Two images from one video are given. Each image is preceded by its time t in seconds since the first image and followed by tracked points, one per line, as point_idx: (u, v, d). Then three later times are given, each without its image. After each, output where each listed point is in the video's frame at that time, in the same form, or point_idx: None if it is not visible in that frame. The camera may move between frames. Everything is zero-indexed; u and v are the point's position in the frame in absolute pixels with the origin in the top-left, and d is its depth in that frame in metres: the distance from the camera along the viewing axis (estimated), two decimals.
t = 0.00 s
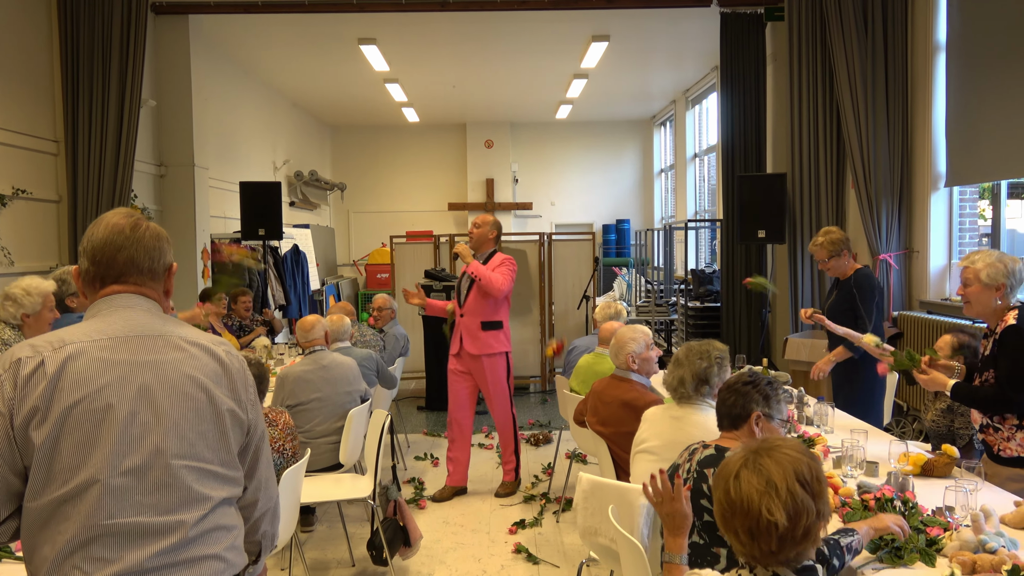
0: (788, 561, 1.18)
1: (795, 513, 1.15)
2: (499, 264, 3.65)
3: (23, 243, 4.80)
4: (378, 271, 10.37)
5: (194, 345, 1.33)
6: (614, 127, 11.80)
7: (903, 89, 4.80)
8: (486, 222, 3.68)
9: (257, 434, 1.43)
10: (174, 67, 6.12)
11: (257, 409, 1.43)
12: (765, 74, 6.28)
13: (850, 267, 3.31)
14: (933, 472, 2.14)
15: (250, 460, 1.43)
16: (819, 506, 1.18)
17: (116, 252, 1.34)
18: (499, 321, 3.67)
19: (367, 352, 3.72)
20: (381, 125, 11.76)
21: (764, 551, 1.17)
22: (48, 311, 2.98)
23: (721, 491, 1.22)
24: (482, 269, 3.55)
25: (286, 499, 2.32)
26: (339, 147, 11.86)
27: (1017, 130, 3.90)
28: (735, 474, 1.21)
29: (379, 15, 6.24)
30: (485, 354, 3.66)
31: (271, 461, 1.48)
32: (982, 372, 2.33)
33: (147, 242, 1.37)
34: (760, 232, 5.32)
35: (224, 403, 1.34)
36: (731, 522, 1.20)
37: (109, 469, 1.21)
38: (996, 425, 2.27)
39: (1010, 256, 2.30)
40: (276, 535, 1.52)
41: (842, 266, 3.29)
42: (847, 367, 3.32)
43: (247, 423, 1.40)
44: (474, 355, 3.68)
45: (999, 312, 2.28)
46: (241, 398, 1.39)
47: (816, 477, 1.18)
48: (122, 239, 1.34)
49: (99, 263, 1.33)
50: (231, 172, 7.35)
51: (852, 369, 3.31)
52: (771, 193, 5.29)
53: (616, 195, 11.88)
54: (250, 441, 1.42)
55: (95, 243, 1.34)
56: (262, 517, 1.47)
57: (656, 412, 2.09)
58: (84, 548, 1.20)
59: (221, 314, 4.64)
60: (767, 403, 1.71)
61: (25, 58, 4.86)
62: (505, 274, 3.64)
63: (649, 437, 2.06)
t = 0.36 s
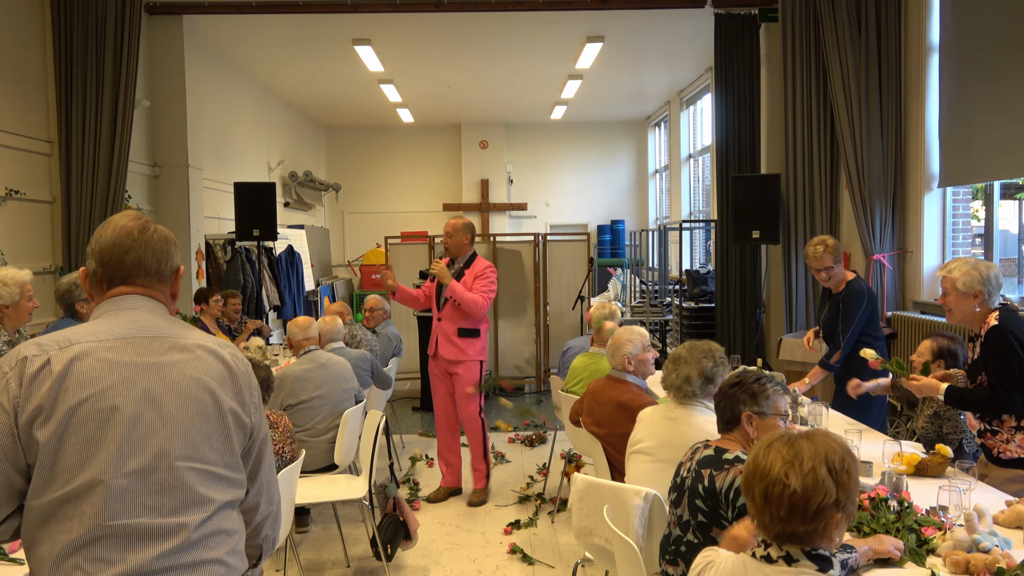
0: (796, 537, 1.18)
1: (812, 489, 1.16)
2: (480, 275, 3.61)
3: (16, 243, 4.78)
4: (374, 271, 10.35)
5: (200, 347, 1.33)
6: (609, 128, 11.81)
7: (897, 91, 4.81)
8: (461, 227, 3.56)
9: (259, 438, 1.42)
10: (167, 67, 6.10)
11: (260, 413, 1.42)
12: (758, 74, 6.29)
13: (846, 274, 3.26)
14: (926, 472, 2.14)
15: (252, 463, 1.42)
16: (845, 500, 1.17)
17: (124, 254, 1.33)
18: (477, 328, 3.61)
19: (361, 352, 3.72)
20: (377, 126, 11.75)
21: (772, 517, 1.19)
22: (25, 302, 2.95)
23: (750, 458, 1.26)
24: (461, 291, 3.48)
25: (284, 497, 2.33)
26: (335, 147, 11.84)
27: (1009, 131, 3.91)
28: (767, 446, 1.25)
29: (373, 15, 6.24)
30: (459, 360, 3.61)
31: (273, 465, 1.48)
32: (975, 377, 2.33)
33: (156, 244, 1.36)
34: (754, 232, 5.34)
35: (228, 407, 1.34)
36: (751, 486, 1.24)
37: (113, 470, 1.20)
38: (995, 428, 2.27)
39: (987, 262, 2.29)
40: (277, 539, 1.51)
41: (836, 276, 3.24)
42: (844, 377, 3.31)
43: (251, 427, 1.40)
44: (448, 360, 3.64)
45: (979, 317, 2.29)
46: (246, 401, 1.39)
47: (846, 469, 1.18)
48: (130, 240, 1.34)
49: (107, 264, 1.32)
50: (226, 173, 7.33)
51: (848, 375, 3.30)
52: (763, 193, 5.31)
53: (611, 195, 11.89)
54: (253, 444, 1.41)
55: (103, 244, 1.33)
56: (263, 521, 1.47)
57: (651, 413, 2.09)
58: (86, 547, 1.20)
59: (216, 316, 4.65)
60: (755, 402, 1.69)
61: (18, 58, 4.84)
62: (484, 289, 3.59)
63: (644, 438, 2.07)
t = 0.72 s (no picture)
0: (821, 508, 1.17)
1: (842, 460, 1.17)
2: (477, 279, 3.61)
3: (16, 241, 4.78)
4: (374, 270, 10.35)
5: (217, 342, 1.32)
6: (609, 127, 11.81)
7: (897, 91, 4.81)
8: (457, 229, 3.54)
9: (276, 433, 1.42)
10: (167, 66, 6.10)
11: (277, 408, 1.42)
12: (758, 73, 6.28)
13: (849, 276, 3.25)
14: (926, 471, 2.14)
15: (268, 458, 1.42)
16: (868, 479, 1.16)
17: (148, 249, 1.33)
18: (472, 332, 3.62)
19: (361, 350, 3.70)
20: (377, 125, 11.75)
21: (800, 486, 1.19)
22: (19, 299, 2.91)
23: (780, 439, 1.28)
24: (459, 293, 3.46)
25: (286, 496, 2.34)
26: (335, 147, 11.84)
27: (1008, 129, 3.92)
28: (797, 426, 1.27)
29: (373, 14, 6.24)
30: (456, 365, 3.61)
31: (289, 460, 1.47)
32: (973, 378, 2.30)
33: (178, 240, 1.37)
34: (754, 231, 5.33)
35: (246, 402, 1.33)
36: (782, 463, 1.25)
37: (131, 464, 1.20)
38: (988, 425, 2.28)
39: (989, 259, 2.28)
40: (293, 534, 1.50)
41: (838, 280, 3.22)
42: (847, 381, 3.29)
43: (268, 422, 1.39)
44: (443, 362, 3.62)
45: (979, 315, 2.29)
46: (263, 396, 1.38)
47: (873, 446, 1.19)
48: (153, 235, 1.34)
49: (131, 258, 1.33)
50: (225, 172, 7.33)
51: (852, 374, 3.26)
52: (763, 192, 5.31)
53: (610, 194, 11.90)
54: (270, 438, 1.41)
55: (128, 238, 1.33)
56: (278, 516, 1.46)
57: (652, 412, 2.09)
58: (105, 540, 1.20)
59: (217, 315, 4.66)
60: (752, 400, 1.69)
61: (18, 56, 4.84)
62: (479, 291, 3.60)
63: (644, 437, 2.07)
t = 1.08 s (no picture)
0: (853, 501, 1.18)
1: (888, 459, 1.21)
2: (484, 270, 3.54)
3: (24, 240, 4.79)
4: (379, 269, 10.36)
5: (245, 341, 1.33)
6: (614, 126, 11.81)
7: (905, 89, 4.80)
8: (465, 224, 3.54)
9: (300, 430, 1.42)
10: (175, 66, 6.13)
11: (300, 405, 1.42)
12: (766, 71, 6.28)
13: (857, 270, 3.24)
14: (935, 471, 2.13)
15: (290, 454, 1.42)
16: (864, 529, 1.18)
17: (186, 248, 1.31)
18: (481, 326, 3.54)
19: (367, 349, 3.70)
20: (382, 124, 11.77)
21: (847, 487, 1.17)
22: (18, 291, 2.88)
23: (824, 442, 1.21)
24: (463, 282, 3.41)
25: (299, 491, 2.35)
26: (341, 146, 11.86)
27: (1017, 127, 3.90)
28: (833, 426, 1.23)
29: (380, 14, 6.25)
30: (463, 362, 3.52)
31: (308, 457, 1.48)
32: (981, 364, 2.30)
33: (211, 240, 1.36)
34: (762, 230, 5.32)
35: (273, 399, 1.34)
36: (842, 468, 1.18)
37: (162, 459, 1.20)
38: (992, 416, 2.25)
39: (1014, 245, 2.24)
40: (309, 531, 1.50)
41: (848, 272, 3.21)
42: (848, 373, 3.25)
43: (293, 419, 1.40)
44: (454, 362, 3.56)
45: (992, 304, 2.27)
46: (288, 393, 1.39)
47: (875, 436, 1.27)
48: (189, 234, 1.32)
49: (169, 255, 1.30)
50: (233, 171, 7.36)
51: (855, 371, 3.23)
52: (771, 190, 5.30)
53: (617, 194, 11.90)
54: (294, 435, 1.42)
55: (165, 235, 1.30)
56: (297, 513, 1.46)
57: (658, 412, 2.09)
58: (135, 533, 1.21)
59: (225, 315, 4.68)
60: (756, 399, 1.68)
61: (27, 55, 4.87)
62: (486, 282, 3.53)
63: (650, 436, 2.07)
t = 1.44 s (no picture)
0: (835, 505, 1.17)
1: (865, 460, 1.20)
2: (491, 266, 3.48)
3: (25, 241, 4.79)
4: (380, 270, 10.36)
5: (268, 343, 1.33)
6: (615, 127, 11.81)
7: (906, 90, 4.79)
8: (472, 222, 3.45)
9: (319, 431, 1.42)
10: (176, 68, 6.13)
11: (318, 407, 1.42)
12: (767, 73, 6.28)
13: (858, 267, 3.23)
14: (935, 472, 2.13)
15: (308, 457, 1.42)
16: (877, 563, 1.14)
17: (211, 250, 1.32)
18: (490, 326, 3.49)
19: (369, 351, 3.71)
20: (383, 125, 11.77)
21: (828, 491, 1.16)
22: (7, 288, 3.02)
23: (803, 446, 1.19)
24: (468, 276, 3.35)
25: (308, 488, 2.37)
26: (342, 147, 11.86)
27: (1018, 128, 3.90)
28: (813, 429, 1.21)
29: (381, 14, 6.25)
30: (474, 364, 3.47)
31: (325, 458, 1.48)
32: (981, 365, 2.29)
33: (232, 242, 1.36)
34: (762, 231, 5.32)
35: (294, 400, 1.34)
36: (823, 471, 1.17)
37: (188, 459, 1.20)
38: (995, 418, 2.23)
39: (1006, 245, 2.25)
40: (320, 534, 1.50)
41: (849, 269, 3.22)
42: (845, 371, 3.23)
43: (312, 420, 1.40)
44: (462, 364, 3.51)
45: (990, 304, 2.27)
46: (308, 394, 1.39)
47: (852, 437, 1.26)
48: (212, 236, 1.32)
49: (194, 256, 1.31)
50: (234, 172, 7.36)
51: (850, 374, 3.22)
52: (771, 191, 5.30)
53: (617, 195, 11.89)
54: (313, 437, 1.42)
55: (191, 237, 1.31)
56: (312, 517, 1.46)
57: (658, 413, 2.09)
58: (159, 532, 1.20)
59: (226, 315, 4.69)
60: (766, 402, 1.69)
61: (29, 56, 4.88)
62: (493, 278, 3.47)
63: (651, 437, 2.07)
